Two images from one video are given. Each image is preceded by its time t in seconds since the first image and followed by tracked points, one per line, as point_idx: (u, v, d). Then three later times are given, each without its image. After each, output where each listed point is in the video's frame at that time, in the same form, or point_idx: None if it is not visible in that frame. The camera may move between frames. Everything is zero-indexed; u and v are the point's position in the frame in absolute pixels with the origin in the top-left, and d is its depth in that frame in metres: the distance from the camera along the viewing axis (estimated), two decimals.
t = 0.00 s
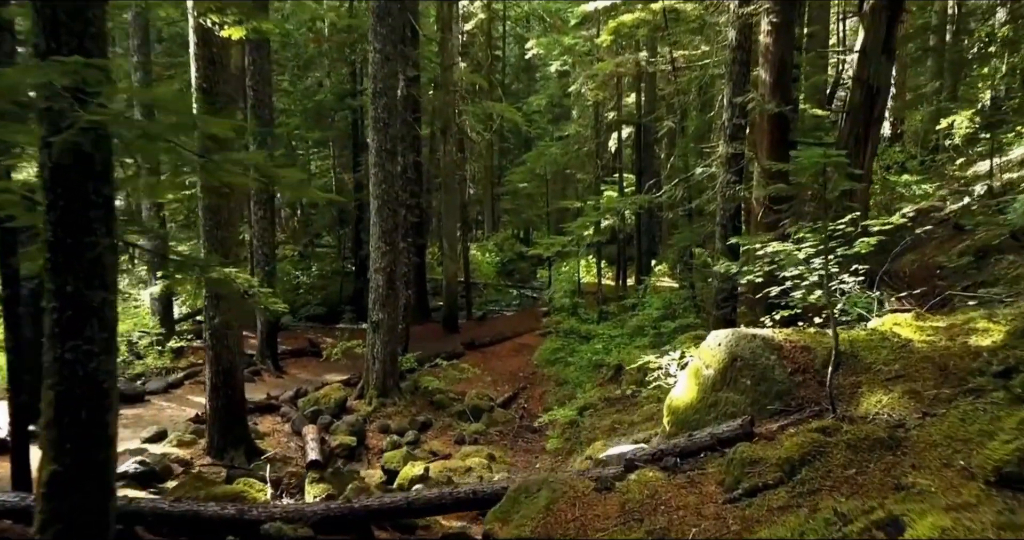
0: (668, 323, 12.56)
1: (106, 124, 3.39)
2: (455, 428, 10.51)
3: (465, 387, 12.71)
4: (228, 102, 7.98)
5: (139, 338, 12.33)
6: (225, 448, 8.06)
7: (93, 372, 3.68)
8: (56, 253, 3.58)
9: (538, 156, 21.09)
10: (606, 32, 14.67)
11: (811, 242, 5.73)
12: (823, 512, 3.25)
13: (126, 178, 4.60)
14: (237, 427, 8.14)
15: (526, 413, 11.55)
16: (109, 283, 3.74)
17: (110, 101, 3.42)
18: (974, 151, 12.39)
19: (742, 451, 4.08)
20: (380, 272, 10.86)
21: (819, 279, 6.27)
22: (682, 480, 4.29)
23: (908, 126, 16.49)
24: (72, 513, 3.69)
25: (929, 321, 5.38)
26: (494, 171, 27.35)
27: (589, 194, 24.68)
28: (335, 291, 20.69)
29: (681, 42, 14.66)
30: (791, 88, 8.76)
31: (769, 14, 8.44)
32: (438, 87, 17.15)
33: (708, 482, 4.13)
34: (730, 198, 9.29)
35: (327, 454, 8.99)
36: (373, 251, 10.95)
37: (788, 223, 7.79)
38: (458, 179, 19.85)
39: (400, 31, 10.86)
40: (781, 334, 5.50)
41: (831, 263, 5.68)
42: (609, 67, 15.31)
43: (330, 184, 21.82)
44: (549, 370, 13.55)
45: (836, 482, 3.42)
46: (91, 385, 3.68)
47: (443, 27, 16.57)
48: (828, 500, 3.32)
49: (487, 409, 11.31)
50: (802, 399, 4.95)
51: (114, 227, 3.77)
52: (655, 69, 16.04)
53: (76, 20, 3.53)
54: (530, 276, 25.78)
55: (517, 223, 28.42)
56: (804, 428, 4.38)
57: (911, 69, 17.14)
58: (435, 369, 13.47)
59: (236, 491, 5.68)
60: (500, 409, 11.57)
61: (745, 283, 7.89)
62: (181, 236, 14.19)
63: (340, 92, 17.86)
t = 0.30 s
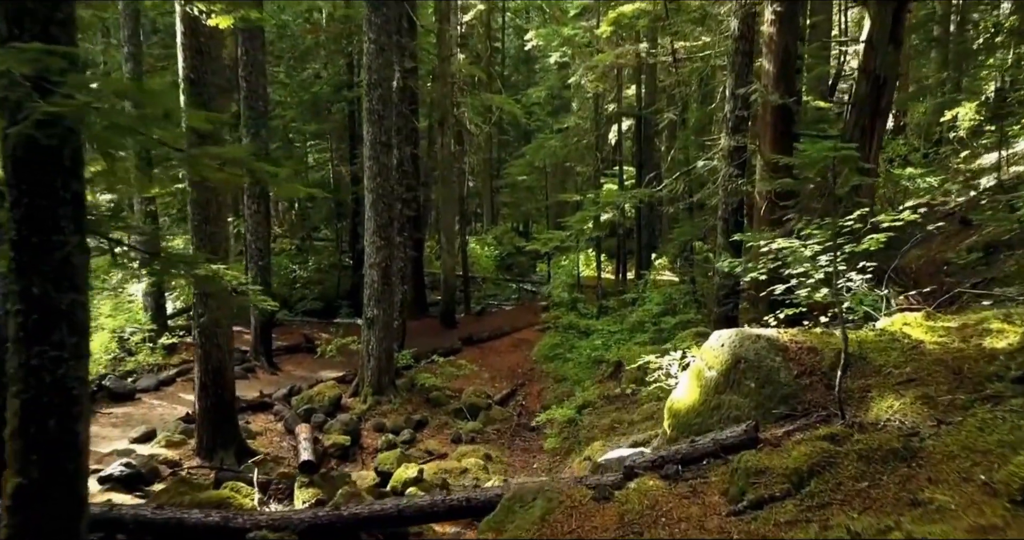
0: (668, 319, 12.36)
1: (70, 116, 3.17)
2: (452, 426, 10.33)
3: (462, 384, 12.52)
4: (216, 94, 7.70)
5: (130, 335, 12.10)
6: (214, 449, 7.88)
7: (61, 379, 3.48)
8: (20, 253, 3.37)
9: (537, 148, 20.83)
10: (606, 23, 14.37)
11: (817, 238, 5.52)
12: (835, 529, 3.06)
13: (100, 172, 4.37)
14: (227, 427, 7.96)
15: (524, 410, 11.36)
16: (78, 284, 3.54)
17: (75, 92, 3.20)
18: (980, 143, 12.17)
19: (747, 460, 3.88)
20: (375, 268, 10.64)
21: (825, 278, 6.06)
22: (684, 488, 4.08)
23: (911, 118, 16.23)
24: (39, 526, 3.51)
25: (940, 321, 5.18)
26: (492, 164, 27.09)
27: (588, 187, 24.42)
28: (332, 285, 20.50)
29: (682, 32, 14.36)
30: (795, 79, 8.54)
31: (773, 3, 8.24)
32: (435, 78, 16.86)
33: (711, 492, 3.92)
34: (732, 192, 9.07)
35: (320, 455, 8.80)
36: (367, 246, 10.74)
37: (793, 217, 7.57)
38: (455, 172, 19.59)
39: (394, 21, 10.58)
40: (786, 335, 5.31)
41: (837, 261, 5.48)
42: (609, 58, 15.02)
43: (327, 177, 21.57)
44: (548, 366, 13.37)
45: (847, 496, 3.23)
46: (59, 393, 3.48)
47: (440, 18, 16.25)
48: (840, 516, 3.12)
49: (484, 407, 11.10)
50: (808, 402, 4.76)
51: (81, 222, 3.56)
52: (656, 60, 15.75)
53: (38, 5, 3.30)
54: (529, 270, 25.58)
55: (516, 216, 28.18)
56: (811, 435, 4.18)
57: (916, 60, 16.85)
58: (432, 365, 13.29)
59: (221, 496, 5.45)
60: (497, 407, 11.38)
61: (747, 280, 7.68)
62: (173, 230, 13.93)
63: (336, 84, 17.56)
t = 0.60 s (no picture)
0: (668, 314, 12.16)
1: (23, 106, 2.94)
2: (448, 425, 10.13)
3: (459, 381, 12.32)
4: (202, 84, 7.46)
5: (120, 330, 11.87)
6: (203, 451, 7.67)
7: (23, 386, 3.27)
8: None
9: (536, 140, 20.56)
10: (606, 12, 14.07)
11: (825, 234, 5.30)
12: None
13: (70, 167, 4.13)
14: (216, 428, 7.75)
15: (522, 408, 11.15)
16: (37, 286, 3.32)
17: (29, 80, 2.97)
18: (987, 135, 11.92)
19: (756, 472, 3.64)
20: (369, 263, 10.42)
21: (831, 276, 5.84)
22: (685, 502, 3.75)
23: (916, 110, 15.95)
24: None
25: (954, 323, 4.97)
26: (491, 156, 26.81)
27: (588, 180, 24.16)
28: (329, 279, 20.30)
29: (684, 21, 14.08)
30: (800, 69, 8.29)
31: None
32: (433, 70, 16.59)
33: (715, 506, 3.60)
34: (734, 185, 8.79)
35: (313, 456, 8.59)
36: (361, 241, 10.50)
37: (799, 212, 7.35)
38: (453, 165, 19.33)
39: (389, 11, 10.33)
40: (793, 337, 5.11)
41: (846, 260, 5.26)
42: (609, 49, 14.73)
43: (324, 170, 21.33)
44: (546, 362, 13.17)
45: (863, 518, 3.02)
46: (19, 401, 3.27)
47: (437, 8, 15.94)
48: (857, 537, 2.89)
49: (481, 405, 10.90)
50: (816, 409, 4.55)
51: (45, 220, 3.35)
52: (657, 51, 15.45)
53: None
54: (528, 263, 25.37)
55: (515, 208, 27.94)
56: (821, 444, 3.96)
57: (921, 51, 16.55)
58: (429, 361, 13.09)
59: (204, 504, 5.20)
60: (494, 404, 11.18)
61: (750, 278, 7.45)
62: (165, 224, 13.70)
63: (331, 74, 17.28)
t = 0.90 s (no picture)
0: (669, 311, 11.94)
1: None
2: (443, 425, 9.91)
3: (456, 378, 12.11)
4: (187, 75, 7.19)
5: (109, 327, 11.66)
6: (191, 455, 7.48)
7: None
8: None
9: (535, 133, 20.28)
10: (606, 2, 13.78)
11: (834, 233, 5.05)
12: None
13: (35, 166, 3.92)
14: (204, 430, 7.56)
15: (520, 407, 10.94)
16: None
17: None
18: (994, 127, 11.66)
19: (764, 488, 3.42)
20: (363, 260, 10.19)
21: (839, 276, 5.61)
22: (688, 518, 3.49)
23: (922, 102, 15.65)
24: None
25: (969, 326, 4.75)
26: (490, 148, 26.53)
27: (587, 174, 23.88)
28: (326, 273, 20.09)
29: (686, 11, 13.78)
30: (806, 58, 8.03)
31: None
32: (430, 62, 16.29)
33: (720, 523, 3.31)
34: (738, 180, 8.55)
35: (305, 457, 8.38)
36: (355, 237, 10.27)
37: (804, 209, 7.10)
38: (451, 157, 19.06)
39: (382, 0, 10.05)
40: (800, 340, 4.90)
41: (856, 259, 5.04)
42: (609, 40, 14.44)
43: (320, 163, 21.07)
44: (545, 359, 12.95)
45: None
46: None
47: None
48: None
49: (479, 404, 10.68)
50: (824, 417, 4.35)
51: (2, 213, 3.45)
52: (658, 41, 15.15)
53: None
54: (528, 257, 25.14)
55: (515, 201, 27.68)
56: (831, 456, 3.74)
57: (928, 41, 16.22)
58: (426, 357, 12.87)
59: (185, 514, 4.91)
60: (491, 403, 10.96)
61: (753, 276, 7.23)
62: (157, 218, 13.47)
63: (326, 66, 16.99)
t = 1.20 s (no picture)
0: (669, 309, 11.78)
1: None
2: (441, 425, 9.75)
3: (455, 376, 11.97)
4: (177, 70, 7.05)
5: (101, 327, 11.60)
6: (181, 457, 7.36)
7: None
8: None
9: (536, 128, 20.10)
10: None
11: (843, 232, 4.88)
12: None
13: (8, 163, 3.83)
14: (196, 432, 7.43)
15: (519, 406, 10.77)
16: None
17: None
18: (998, 122, 11.51)
19: (769, 500, 3.26)
20: (359, 257, 10.05)
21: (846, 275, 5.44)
22: (691, 530, 3.34)
23: (927, 96, 15.41)
24: None
25: (981, 329, 4.60)
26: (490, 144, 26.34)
27: (588, 169, 23.72)
28: (325, 270, 19.95)
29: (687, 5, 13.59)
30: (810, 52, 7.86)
31: None
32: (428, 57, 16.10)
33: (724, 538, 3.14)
34: (740, 176, 8.38)
35: (300, 458, 8.23)
36: (351, 234, 10.11)
37: (810, 206, 6.92)
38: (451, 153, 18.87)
39: None
40: (806, 343, 4.75)
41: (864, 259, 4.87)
42: (609, 34, 14.25)
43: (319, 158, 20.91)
44: (545, 357, 12.80)
45: None
46: None
47: None
48: None
49: (477, 403, 10.52)
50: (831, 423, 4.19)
51: None
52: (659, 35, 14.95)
53: None
54: (528, 253, 24.97)
55: (515, 197, 27.52)
56: (840, 466, 3.59)
57: (933, 34, 15.97)
58: (425, 355, 12.71)
59: (171, 523, 4.73)
60: (490, 402, 10.80)
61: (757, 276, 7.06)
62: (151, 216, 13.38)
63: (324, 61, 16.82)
